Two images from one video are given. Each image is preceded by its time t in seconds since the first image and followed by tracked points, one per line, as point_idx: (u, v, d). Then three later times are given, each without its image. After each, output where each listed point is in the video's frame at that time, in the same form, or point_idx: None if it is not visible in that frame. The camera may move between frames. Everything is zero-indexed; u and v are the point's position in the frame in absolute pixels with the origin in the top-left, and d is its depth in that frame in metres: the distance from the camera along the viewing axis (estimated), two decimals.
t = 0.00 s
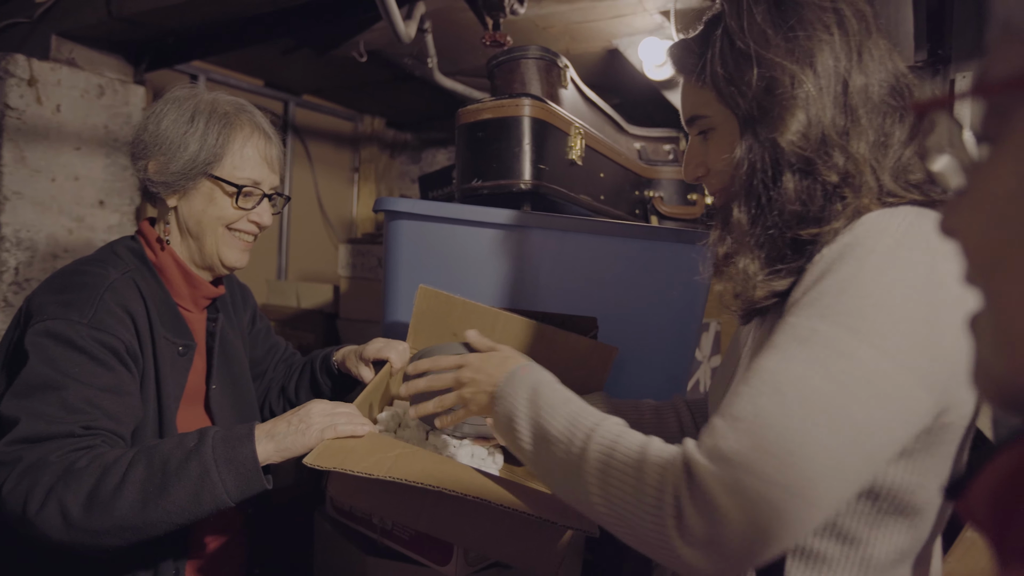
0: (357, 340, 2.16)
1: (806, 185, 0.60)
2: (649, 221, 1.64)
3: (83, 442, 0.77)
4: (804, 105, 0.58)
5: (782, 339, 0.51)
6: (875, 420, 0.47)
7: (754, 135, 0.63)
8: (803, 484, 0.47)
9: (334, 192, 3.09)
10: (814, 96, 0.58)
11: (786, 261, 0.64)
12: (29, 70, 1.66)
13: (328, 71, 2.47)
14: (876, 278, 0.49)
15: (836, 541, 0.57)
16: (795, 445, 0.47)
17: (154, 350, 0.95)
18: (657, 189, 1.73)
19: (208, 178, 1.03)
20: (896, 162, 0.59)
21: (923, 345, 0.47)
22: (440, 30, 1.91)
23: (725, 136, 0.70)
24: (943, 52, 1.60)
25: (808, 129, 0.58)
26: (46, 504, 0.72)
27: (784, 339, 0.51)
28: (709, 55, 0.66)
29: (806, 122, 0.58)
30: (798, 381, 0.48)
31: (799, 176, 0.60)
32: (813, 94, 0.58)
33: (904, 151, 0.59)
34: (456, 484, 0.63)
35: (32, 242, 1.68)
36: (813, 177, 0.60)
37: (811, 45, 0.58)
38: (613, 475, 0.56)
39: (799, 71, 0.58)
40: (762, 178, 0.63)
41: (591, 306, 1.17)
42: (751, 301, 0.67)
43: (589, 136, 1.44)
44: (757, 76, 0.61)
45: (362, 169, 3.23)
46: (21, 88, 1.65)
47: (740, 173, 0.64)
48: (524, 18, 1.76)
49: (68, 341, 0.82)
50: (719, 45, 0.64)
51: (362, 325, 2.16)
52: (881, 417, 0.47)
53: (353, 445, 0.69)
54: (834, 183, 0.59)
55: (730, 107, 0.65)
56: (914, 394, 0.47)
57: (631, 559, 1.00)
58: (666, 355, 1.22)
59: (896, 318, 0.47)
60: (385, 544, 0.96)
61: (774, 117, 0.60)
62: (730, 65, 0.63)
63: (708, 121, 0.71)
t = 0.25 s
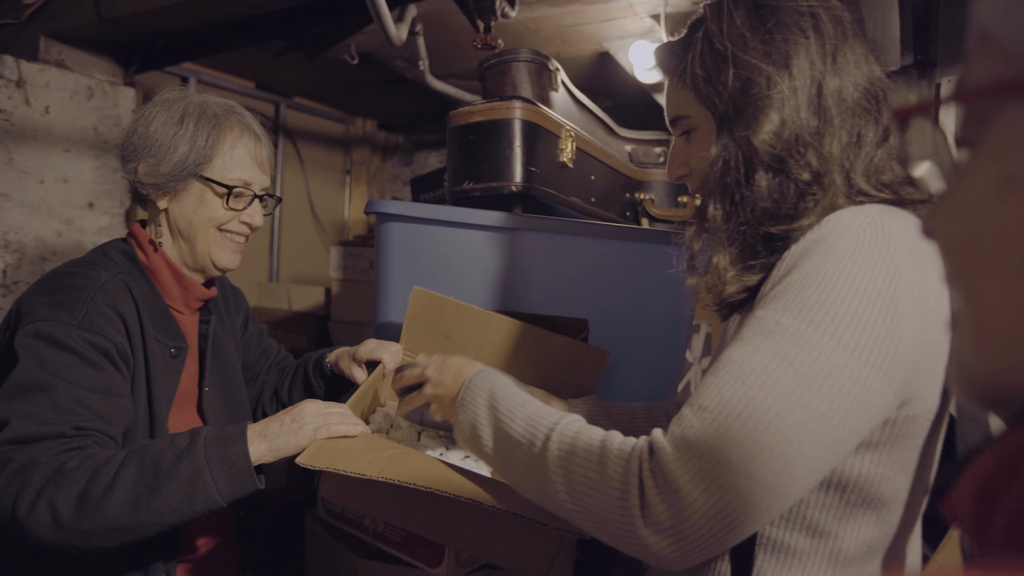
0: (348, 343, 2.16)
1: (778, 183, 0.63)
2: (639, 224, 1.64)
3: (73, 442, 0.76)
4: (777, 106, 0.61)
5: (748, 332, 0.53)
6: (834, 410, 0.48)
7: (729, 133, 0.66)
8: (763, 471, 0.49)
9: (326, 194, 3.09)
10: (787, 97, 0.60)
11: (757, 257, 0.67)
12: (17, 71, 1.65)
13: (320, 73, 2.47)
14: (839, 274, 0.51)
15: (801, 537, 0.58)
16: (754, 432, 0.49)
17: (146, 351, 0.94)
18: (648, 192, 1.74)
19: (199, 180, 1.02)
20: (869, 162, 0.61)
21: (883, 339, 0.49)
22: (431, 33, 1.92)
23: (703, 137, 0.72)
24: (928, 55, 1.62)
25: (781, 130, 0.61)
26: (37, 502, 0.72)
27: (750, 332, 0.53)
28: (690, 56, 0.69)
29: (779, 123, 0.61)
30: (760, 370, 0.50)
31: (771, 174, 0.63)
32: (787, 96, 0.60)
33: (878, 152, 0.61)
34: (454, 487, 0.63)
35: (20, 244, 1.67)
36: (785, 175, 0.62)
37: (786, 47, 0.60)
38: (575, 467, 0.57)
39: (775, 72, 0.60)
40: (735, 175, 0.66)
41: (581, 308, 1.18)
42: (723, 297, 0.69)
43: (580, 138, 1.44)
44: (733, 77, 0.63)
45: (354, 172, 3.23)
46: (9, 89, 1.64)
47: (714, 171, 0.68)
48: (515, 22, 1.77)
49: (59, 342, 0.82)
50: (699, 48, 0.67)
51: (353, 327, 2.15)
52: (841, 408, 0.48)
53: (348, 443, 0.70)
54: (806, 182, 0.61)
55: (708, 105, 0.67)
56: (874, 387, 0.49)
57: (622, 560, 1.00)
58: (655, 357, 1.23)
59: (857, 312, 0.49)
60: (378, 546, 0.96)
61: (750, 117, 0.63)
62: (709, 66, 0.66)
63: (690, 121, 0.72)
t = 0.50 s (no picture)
0: (339, 344, 2.15)
1: (759, 182, 0.64)
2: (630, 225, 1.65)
3: (63, 443, 0.76)
4: (758, 108, 0.62)
5: (735, 334, 0.54)
6: (822, 410, 0.49)
7: (712, 132, 0.67)
8: (754, 473, 0.49)
9: (316, 195, 3.08)
10: (769, 97, 0.61)
11: (741, 255, 0.68)
12: (4, 71, 1.64)
13: (310, 74, 2.46)
14: (821, 276, 0.52)
15: (792, 537, 0.59)
16: (744, 435, 0.49)
17: (137, 352, 0.94)
18: (638, 193, 1.74)
19: (191, 182, 1.02)
20: (850, 162, 0.63)
21: (866, 339, 0.50)
22: (422, 33, 1.91)
23: (687, 138, 0.73)
24: (914, 59, 1.64)
25: (762, 131, 0.62)
26: (26, 502, 0.71)
27: (736, 335, 0.54)
28: (674, 58, 0.70)
29: (760, 124, 0.62)
30: (748, 373, 0.50)
31: (752, 173, 0.64)
32: (768, 96, 0.62)
33: (859, 153, 0.63)
34: (441, 488, 0.63)
35: (7, 245, 1.66)
36: (766, 174, 0.64)
37: (768, 48, 0.61)
38: (564, 478, 0.60)
39: (756, 73, 0.62)
40: (718, 174, 0.68)
41: (572, 310, 1.18)
42: (706, 296, 0.70)
43: (570, 140, 1.45)
44: (715, 78, 0.65)
45: (344, 173, 3.22)
46: None
47: (698, 172, 0.69)
48: (505, 23, 1.78)
49: (49, 342, 0.81)
50: (683, 50, 0.68)
51: (344, 329, 2.15)
52: (828, 408, 0.49)
53: (338, 444, 0.69)
54: (786, 182, 0.63)
55: (690, 106, 0.69)
56: (860, 387, 0.50)
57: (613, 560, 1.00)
58: (645, 357, 1.23)
59: (840, 313, 0.50)
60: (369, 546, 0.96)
61: (731, 118, 0.64)
62: (691, 68, 0.67)
63: (674, 123, 0.74)
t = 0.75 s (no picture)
0: (339, 345, 2.15)
1: (757, 182, 0.64)
2: (630, 227, 1.65)
3: (62, 443, 0.76)
4: (756, 108, 0.63)
5: (731, 336, 0.54)
6: (816, 412, 0.49)
7: (710, 133, 0.67)
8: (748, 474, 0.49)
9: (316, 196, 3.08)
10: (766, 97, 0.62)
11: (740, 255, 0.68)
12: (4, 71, 1.64)
13: (311, 75, 2.47)
14: (815, 276, 0.51)
15: (790, 538, 0.59)
16: (738, 437, 0.50)
17: (139, 353, 0.94)
18: (638, 195, 1.75)
19: (195, 183, 1.02)
20: (849, 161, 0.63)
21: (861, 339, 0.49)
22: (422, 35, 1.92)
23: (687, 142, 0.73)
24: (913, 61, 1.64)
25: (761, 130, 0.63)
26: (25, 502, 0.71)
27: (732, 336, 0.54)
28: (671, 61, 0.70)
29: (758, 125, 0.63)
30: (742, 374, 0.51)
31: (751, 172, 0.64)
32: (765, 97, 0.62)
33: (858, 153, 0.64)
34: (444, 491, 0.63)
35: (6, 245, 1.66)
36: (764, 173, 0.64)
37: (765, 50, 0.62)
38: (567, 482, 0.60)
39: (753, 74, 0.62)
40: (716, 174, 0.67)
41: (572, 311, 1.18)
42: (705, 297, 0.70)
43: (570, 142, 1.45)
44: (712, 79, 0.65)
45: (344, 174, 3.22)
46: None
47: (695, 173, 0.69)
48: (505, 25, 1.78)
49: (52, 342, 0.81)
50: (680, 53, 0.69)
51: (344, 329, 2.14)
52: (823, 409, 0.49)
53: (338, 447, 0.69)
54: (785, 180, 0.63)
55: (688, 108, 0.69)
56: (855, 388, 0.49)
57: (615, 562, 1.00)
58: (644, 358, 1.23)
59: (833, 313, 0.50)
60: (368, 548, 0.96)
61: (728, 118, 0.65)
62: (688, 70, 0.67)
63: (674, 126, 0.73)
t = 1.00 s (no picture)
0: (340, 345, 2.15)
1: (750, 182, 0.65)
2: (630, 227, 1.65)
3: (68, 441, 0.76)
4: (748, 111, 0.63)
5: (726, 338, 0.55)
6: (814, 411, 0.49)
7: (704, 134, 0.68)
8: (753, 479, 0.49)
9: (316, 196, 3.08)
10: (759, 99, 0.63)
11: (733, 254, 0.68)
12: (5, 69, 1.64)
13: (312, 75, 2.47)
14: (806, 275, 0.52)
15: (796, 541, 0.59)
16: (739, 442, 0.50)
17: (142, 352, 0.94)
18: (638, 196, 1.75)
19: (197, 182, 1.02)
20: (841, 162, 0.64)
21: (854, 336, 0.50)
22: (423, 35, 1.92)
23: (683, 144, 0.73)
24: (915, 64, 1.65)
25: (752, 132, 0.63)
26: (32, 500, 0.71)
27: (728, 339, 0.54)
28: (667, 63, 0.70)
29: (750, 128, 0.63)
30: (739, 379, 0.51)
31: (744, 173, 0.65)
32: (757, 99, 0.63)
33: (849, 154, 0.64)
34: (446, 493, 0.63)
35: (8, 244, 1.66)
36: (756, 173, 0.64)
37: (760, 54, 0.63)
38: (575, 494, 0.60)
39: (746, 77, 0.63)
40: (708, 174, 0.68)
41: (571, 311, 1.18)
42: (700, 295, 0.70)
43: (571, 143, 1.45)
44: (706, 81, 0.66)
45: (345, 174, 3.22)
46: None
47: (689, 173, 0.70)
48: (507, 25, 1.78)
49: (57, 341, 0.81)
50: (676, 55, 0.69)
51: (344, 329, 2.15)
52: (821, 408, 0.49)
53: (339, 450, 0.69)
54: (777, 180, 0.63)
55: (682, 109, 0.70)
56: (852, 387, 0.50)
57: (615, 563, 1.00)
58: (644, 358, 1.23)
59: (825, 313, 0.50)
60: (367, 547, 0.96)
61: (721, 119, 0.65)
62: (683, 71, 0.68)
63: (671, 127, 0.73)
